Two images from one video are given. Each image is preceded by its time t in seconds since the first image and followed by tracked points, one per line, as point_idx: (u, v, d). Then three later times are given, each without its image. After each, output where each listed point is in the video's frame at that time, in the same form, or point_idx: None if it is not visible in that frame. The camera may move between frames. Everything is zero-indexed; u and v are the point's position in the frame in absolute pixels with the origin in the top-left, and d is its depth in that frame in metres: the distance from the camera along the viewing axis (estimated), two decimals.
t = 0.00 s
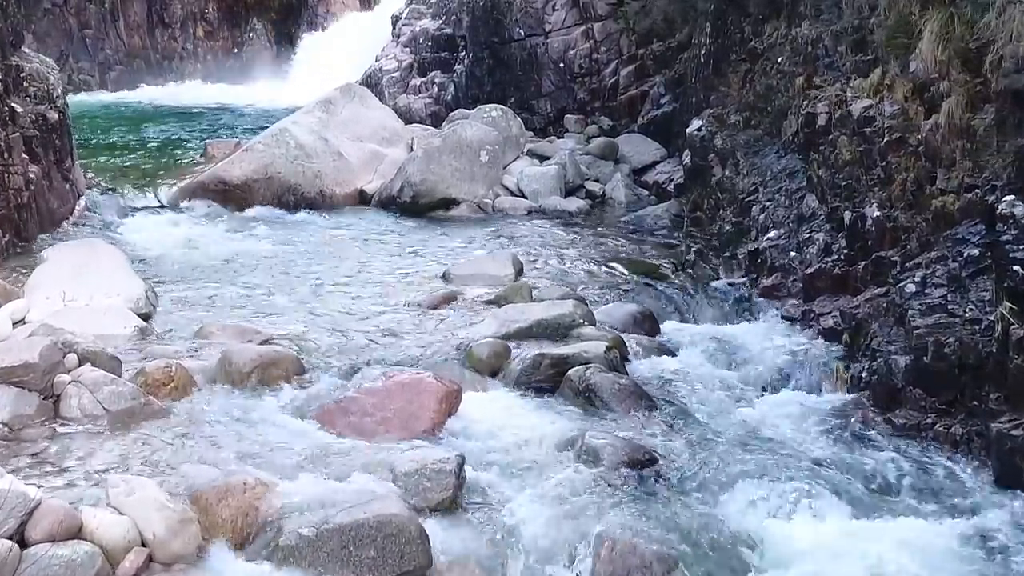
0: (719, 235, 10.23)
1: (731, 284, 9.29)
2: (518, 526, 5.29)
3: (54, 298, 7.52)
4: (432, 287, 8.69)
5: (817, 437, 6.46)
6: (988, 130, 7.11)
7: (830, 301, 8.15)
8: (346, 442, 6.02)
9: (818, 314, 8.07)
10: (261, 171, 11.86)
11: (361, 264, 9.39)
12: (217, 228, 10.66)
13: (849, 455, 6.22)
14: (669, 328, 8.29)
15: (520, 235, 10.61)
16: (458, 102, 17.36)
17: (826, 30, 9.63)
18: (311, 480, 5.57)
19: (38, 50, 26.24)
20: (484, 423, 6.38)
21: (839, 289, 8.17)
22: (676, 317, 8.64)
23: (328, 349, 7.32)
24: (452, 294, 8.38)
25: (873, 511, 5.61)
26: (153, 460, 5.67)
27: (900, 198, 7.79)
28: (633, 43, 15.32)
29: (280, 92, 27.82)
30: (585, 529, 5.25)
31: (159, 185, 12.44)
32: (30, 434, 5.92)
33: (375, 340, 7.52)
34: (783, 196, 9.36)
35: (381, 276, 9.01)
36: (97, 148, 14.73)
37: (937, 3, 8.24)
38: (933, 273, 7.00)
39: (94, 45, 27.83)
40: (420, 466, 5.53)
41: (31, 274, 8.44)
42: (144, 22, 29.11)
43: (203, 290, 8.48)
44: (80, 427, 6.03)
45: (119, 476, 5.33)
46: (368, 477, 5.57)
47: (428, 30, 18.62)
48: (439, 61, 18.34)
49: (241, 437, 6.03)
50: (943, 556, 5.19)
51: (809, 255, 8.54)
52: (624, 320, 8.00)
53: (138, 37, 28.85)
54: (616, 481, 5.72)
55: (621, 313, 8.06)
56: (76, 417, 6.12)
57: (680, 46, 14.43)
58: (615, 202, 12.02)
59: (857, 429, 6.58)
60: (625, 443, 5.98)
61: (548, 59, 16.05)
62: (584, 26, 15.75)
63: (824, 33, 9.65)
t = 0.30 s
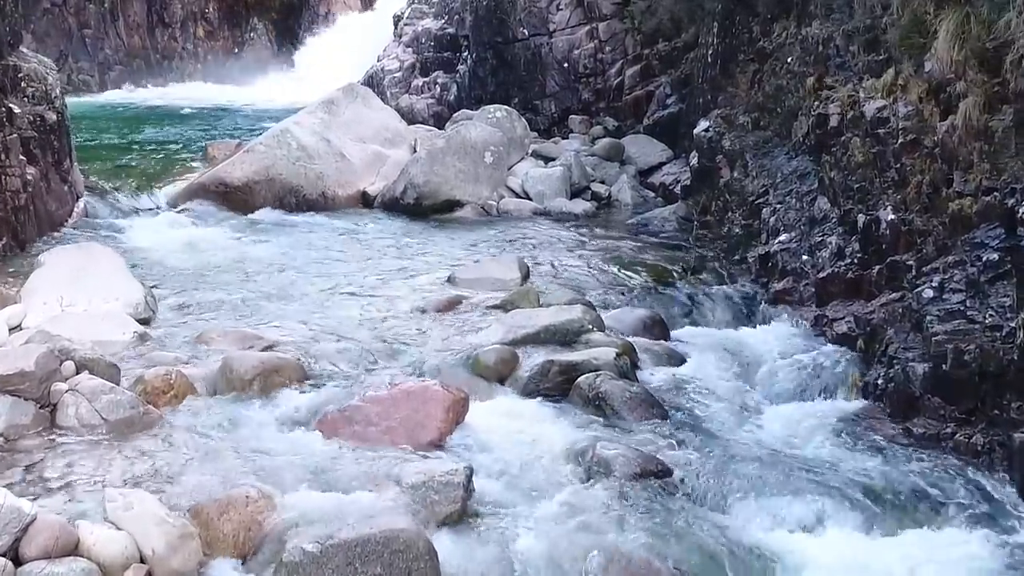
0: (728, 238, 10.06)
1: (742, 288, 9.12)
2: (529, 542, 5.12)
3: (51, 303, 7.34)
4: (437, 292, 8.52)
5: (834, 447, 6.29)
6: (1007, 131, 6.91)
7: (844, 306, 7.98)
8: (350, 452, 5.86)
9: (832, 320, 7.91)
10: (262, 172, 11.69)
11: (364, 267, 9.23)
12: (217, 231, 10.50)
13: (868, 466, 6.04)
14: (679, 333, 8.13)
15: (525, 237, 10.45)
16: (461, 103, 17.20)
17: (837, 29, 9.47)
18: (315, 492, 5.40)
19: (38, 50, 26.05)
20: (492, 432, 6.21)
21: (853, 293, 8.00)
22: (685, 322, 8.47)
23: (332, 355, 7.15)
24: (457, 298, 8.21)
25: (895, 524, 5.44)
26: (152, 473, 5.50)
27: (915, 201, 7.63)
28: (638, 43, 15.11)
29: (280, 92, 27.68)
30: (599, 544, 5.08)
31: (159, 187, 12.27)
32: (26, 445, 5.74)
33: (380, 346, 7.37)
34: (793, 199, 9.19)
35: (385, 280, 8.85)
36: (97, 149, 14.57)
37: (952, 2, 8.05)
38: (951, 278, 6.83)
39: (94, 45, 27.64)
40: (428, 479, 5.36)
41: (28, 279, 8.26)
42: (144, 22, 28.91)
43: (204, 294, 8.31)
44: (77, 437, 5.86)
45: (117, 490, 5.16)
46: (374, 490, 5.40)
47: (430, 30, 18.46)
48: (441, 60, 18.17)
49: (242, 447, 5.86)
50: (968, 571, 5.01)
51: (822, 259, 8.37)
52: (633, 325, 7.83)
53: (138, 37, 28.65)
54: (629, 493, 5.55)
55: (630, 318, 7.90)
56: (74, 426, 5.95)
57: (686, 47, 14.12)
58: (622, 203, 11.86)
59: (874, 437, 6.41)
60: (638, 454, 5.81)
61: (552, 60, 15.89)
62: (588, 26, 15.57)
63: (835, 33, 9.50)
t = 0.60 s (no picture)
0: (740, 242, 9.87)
1: (755, 294, 8.93)
2: (544, 561, 4.93)
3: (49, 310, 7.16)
4: (444, 298, 8.34)
5: (856, 460, 6.09)
6: None
7: (861, 313, 7.78)
8: (358, 467, 5.67)
9: (849, 327, 7.71)
10: (264, 175, 11.50)
11: (369, 273, 9.04)
12: (219, 235, 10.31)
13: (891, 480, 5.85)
14: (692, 341, 7.94)
15: (533, 241, 10.27)
16: (465, 104, 17.01)
17: (851, 29, 9.29)
18: (322, 509, 5.21)
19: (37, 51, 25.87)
20: (504, 446, 6.02)
21: (870, 300, 7.80)
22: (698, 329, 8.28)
23: (337, 365, 6.96)
24: (465, 304, 8.03)
25: (922, 541, 5.24)
26: (153, 488, 5.31)
27: (934, 205, 7.44)
28: (645, 44, 14.95)
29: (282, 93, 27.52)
30: (616, 563, 4.89)
31: (160, 190, 12.09)
32: (22, 459, 5.55)
33: (387, 354, 7.18)
34: (807, 203, 8.99)
35: (391, 285, 8.66)
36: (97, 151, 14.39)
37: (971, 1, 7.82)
38: (974, 284, 6.63)
39: (94, 46, 27.47)
40: (439, 494, 5.16)
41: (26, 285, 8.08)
42: (144, 22, 28.73)
43: (206, 301, 8.12)
44: (76, 451, 5.68)
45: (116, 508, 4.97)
46: (382, 506, 5.21)
47: (433, 30, 18.28)
48: (444, 61, 17.99)
49: (246, 462, 5.67)
50: None
51: (837, 265, 8.17)
52: (645, 333, 7.65)
53: (138, 37, 28.47)
54: (647, 510, 5.36)
55: (642, 325, 7.71)
56: (72, 439, 5.76)
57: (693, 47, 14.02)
58: (630, 206, 11.68)
59: (897, 450, 6.22)
60: (655, 468, 5.62)
61: (557, 60, 15.71)
62: (594, 26, 15.38)
63: (850, 33, 9.32)
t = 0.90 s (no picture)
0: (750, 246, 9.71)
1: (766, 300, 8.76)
2: None
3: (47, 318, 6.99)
4: (451, 304, 8.17)
5: (876, 473, 5.93)
6: None
7: (877, 320, 7.61)
8: (366, 480, 5.50)
9: (865, 334, 7.53)
10: (266, 178, 11.33)
11: (374, 277, 8.88)
12: (221, 239, 10.15)
13: (913, 494, 5.67)
14: (704, 349, 7.78)
15: (540, 246, 10.10)
16: (468, 105, 16.87)
17: (865, 30, 9.16)
18: (328, 525, 5.04)
19: (37, 52, 25.71)
20: (515, 458, 5.85)
21: (886, 306, 7.62)
22: (710, 336, 8.12)
23: (342, 374, 6.80)
24: (473, 311, 7.87)
25: (948, 559, 5.07)
26: (154, 505, 5.15)
27: (953, 209, 7.23)
28: (651, 45, 14.82)
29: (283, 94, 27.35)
30: None
31: (161, 192, 11.93)
32: (20, 474, 5.39)
33: (394, 362, 7.02)
34: (820, 206, 8.82)
35: (396, 291, 8.50)
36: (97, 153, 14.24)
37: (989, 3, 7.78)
38: (996, 291, 6.41)
39: (94, 46, 27.30)
40: (450, 510, 5.00)
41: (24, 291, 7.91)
42: (145, 22, 28.57)
43: (208, 307, 7.95)
44: (75, 464, 5.51)
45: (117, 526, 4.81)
46: (392, 522, 5.05)
47: (436, 31, 18.13)
48: (447, 62, 17.85)
49: (249, 475, 5.51)
50: None
51: (852, 270, 7.97)
52: (656, 340, 7.49)
53: (138, 37, 28.31)
54: (663, 526, 5.19)
55: (654, 332, 7.55)
56: (71, 452, 5.60)
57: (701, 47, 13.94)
58: (637, 210, 11.54)
59: (918, 463, 6.05)
60: (670, 482, 5.44)
61: (563, 61, 15.51)
62: (599, 26, 15.21)
63: (863, 33, 9.19)
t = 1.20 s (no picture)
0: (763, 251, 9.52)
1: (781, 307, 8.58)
2: None
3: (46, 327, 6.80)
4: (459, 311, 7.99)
5: (901, 488, 5.74)
6: None
7: (896, 329, 7.40)
8: (375, 498, 5.32)
9: (884, 343, 7.35)
10: (269, 182, 11.15)
11: (380, 284, 8.69)
12: (223, 244, 9.97)
13: (940, 510, 5.48)
14: (719, 358, 7.60)
15: (548, 251, 9.93)
16: (473, 107, 16.69)
17: (881, 31, 8.97)
18: (337, 547, 4.86)
19: (36, 53, 25.51)
20: (528, 474, 5.66)
21: (905, 315, 7.39)
22: (724, 345, 7.94)
23: (349, 385, 6.62)
24: (482, 319, 7.69)
25: None
26: (157, 525, 4.97)
27: (974, 215, 6.96)
28: (658, 46, 14.62)
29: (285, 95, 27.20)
30: None
31: (162, 196, 11.74)
32: (18, 492, 5.20)
33: (402, 373, 6.84)
34: (835, 212, 8.62)
35: (402, 298, 8.32)
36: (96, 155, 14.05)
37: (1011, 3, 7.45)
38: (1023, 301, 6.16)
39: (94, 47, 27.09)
40: (463, 531, 4.81)
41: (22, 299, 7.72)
42: (145, 23, 28.38)
43: (210, 315, 7.77)
44: (75, 481, 5.33)
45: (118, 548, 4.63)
46: (402, 544, 4.86)
47: (440, 31, 17.94)
48: (451, 63, 17.66)
49: (254, 493, 5.34)
50: None
51: (869, 277, 7.76)
52: (670, 349, 7.30)
53: (138, 38, 28.11)
54: (684, 546, 5.01)
55: (668, 341, 7.37)
56: (71, 468, 5.40)
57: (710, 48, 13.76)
58: (645, 213, 11.36)
59: (944, 476, 5.86)
60: (689, 501, 5.26)
61: (568, 62, 15.36)
62: (606, 26, 15.03)
63: (879, 35, 8.99)
